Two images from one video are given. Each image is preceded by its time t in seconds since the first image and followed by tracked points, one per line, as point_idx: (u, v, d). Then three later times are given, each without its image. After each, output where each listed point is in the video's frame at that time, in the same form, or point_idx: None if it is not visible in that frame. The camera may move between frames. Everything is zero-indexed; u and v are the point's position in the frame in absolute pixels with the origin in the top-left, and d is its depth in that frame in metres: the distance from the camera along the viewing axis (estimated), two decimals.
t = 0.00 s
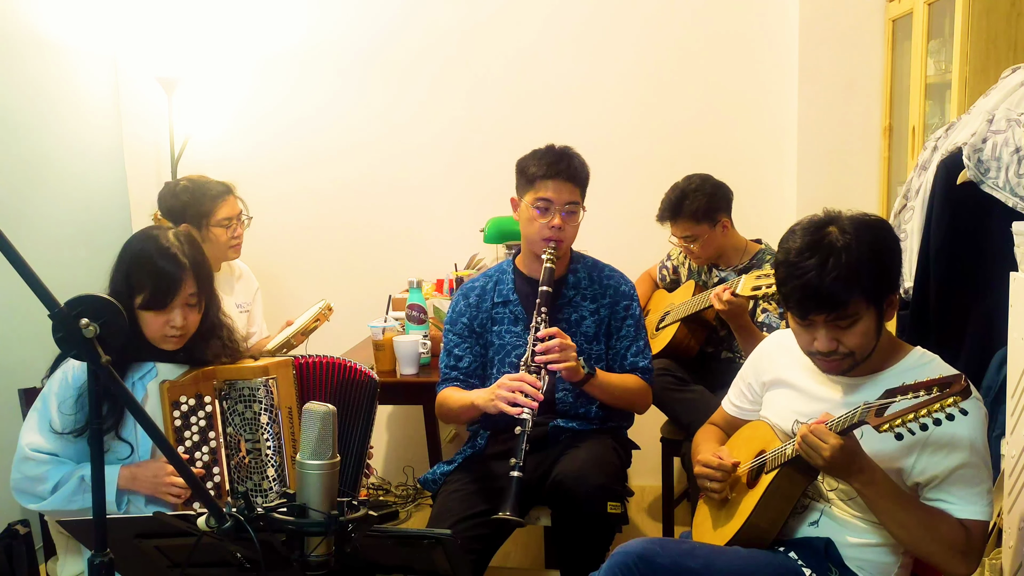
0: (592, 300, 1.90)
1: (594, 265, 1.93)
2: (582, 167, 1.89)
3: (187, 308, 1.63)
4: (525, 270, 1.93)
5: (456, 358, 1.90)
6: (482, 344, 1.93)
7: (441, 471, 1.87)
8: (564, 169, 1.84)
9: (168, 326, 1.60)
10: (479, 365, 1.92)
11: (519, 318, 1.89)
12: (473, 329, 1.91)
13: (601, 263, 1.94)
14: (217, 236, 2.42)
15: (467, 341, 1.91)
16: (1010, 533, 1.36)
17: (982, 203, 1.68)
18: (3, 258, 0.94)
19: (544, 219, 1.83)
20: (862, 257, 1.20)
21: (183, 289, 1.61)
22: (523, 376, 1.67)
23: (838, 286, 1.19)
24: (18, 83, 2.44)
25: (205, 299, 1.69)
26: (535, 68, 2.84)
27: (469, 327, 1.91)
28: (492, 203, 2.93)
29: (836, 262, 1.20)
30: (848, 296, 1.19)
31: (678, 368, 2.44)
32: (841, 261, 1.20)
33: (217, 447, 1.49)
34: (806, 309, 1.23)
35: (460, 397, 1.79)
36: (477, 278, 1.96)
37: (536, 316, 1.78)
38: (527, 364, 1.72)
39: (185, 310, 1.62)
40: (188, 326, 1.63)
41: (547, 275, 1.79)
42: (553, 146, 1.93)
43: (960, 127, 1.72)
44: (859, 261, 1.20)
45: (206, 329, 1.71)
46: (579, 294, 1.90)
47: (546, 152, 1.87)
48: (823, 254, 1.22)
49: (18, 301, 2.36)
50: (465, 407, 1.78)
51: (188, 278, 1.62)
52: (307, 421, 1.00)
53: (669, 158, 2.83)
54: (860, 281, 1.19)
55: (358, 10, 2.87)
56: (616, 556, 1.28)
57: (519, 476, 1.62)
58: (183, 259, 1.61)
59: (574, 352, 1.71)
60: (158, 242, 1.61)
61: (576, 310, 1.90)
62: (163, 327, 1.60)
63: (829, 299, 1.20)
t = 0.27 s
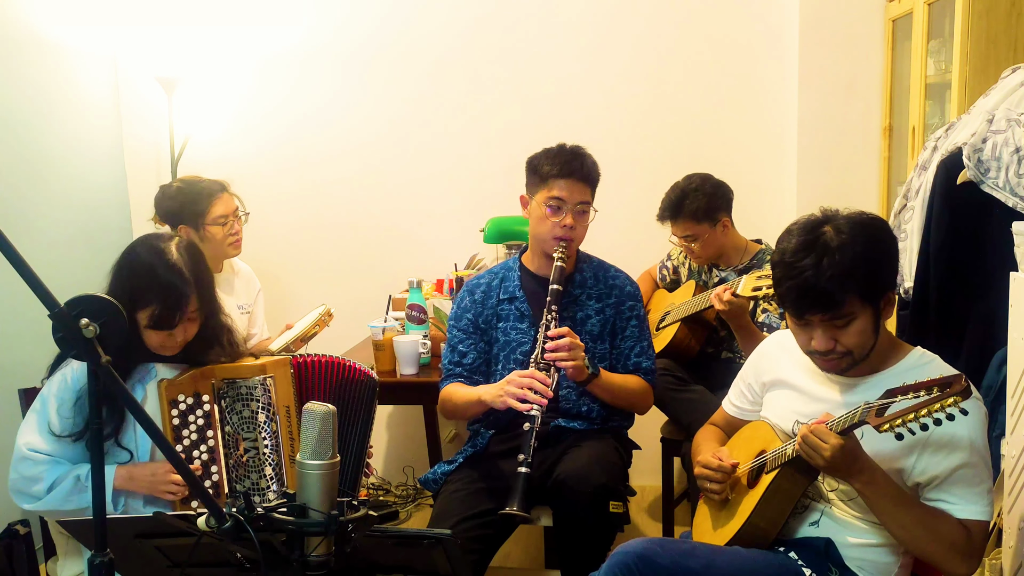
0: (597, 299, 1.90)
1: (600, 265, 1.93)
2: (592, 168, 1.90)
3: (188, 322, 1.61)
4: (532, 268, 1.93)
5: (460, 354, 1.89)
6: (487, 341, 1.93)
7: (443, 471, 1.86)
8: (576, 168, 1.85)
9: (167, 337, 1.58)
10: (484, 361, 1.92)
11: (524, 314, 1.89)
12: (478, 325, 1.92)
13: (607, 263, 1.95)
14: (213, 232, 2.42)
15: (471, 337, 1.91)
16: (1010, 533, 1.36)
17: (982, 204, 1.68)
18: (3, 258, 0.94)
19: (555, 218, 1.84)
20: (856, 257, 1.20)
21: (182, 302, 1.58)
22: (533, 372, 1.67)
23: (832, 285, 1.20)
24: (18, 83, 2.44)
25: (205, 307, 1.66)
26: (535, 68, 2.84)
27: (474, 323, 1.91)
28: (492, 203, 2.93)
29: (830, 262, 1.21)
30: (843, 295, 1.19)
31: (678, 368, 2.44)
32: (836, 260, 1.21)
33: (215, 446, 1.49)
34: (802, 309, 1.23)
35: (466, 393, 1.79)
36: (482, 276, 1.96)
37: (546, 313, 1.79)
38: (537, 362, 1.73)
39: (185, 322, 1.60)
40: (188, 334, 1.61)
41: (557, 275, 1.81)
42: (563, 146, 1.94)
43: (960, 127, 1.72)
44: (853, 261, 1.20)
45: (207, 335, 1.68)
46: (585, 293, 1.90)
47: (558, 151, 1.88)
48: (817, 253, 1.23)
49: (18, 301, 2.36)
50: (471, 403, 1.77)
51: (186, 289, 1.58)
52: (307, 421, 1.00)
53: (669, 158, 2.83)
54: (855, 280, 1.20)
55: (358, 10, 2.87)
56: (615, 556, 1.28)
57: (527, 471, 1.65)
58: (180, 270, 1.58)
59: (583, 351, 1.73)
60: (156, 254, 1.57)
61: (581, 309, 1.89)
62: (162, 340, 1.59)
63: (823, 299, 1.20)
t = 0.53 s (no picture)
0: (602, 299, 1.90)
1: (604, 265, 1.93)
2: (601, 169, 1.91)
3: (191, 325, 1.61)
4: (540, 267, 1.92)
5: (464, 351, 1.89)
6: (491, 337, 1.93)
7: (443, 470, 1.87)
8: (586, 167, 1.85)
9: (168, 340, 1.58)
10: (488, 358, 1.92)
11: (529, 312, 1.89)
12: (483, 322, 1.91)
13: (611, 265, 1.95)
14: (211, 231, 2.42)
15: (476, 333, 1.90)
16: (1011, 533, 1.36)
17: (982, 204, 1.68)
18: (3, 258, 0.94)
19: (564, 217, 1.84)
20: (842, 257, 1.20)
21: (180, 306, 1.57)
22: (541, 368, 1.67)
23: (817, 287, 1.20)
24: (17, 83, 2.44)
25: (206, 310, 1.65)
26: (535, 69, 2.84)
27: (479, 320, 1.91)
28: (492, 203, 2.93)
29: (816, 264, 1.21)
30: (829, 295, 1.20)
31: (678, 368, 2.44)
32: (820, 261, 1.21)
33: (215, 446, 1.49)
34: (791, 310, 1.24)
35: (470, 388, 1.79)
36: (487, 273, 1.96)
37: (555, 310, 1.79)
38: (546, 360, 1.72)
39: (186, 325, 1.59)
40: (189, 337, 1.61)
41: (567, 273, 1.81)
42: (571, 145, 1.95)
43: (960, 127, 1.72)
44: (839, 262, 1.20)
45: (209, 338, 1.67)
46: (590, 292, 1.90)
47: (568, 150, 1.89)
48: (803, 255, 1.23)
49: (18, 302, 2.36)
50: (475, 398, 1.78)
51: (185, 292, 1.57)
52: (307, 421, 1.00)
53: (669, 158, 2.83)
54: (841, 280, 1.20)
55: (357, 10, 2.87)
56: (616, 556, 1.28)
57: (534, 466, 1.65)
58: (180, 274, 1.57)
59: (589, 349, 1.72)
60: (155, 259, 1.57)
61: (585, 308, 1.89)
62: (165, 343, 1.59)
63: (810, 300, 1.21)
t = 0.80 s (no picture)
0: (603, 299, 1.90)
1: (606, 265, 1.93)
2: (604, 168, 1.91)
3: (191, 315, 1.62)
4: (542, 266, 1.93)
5: (465, 349, 1.90)
6: (492, 336, 1.92)
7: (443, 470, 1.87)
8: (590, 166, 1.86)
9: (170, 331, 1.59)
10: (489, 356, 1.92)
11: (530, 311, 1.89)
12: (484, 320, 1.91)
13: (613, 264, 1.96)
14: (211, 229, 2.42)
15: (477, 332, 1.90)
16: (1011, 533, 1.36)
17: (982, 204, 1.68)
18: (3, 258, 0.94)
19: (565, 215, 1.84)
20: (832, 257, 1.20)
21: (184, 299, 1.58)
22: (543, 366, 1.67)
23: (807, 287, 1.20)
24: (17, 83, 2.44)
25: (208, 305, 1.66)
26: (535, 69, 2.84)
27: (480, 318, 1.90)
28: (492, 203, 2.93)
29: (806, 264, 1.21)
30: (818, 295, 1.20)
31: (678, 368, 2.43)
32: (810, 260, 1.21)
33: (213, 446, 1.49)
34: (782, 309, 1.24)
35: (471, 387, 1.79)
36: (488, 273, 1.96)
37: (557, 309, 1.78)
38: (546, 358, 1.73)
39: (188, 317, 1.60)
40: (189, 329, 1.62)
41: (568, 271, 1.80)
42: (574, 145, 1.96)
43: (960, 127, 1.72)
44: (829, 262, 1.20)
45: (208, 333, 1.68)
46: (592, 291, 1.90)
47: (573, 148, 1.89)
48: (794, 254, 1.23)
49: (18, 301, 2.36)
50: (477, 395, 1.78)
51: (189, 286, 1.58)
52: (307, 421, 1.00)
53: (669, 157, 2.83)
54: (831, 280, 1.20)
55: (357, 10, 2.87)
56: (616, 556, 1.28)
57: (535, 463, 1.65)
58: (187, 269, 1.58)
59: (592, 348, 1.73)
60: (162, 252, 1.57)
61: (587, 307, 1.89)
62: (167, 333, 1.59)
63: (800, 300, 1.21)
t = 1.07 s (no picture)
0: (603, 298, 1.90)
1: (607, 265, 1.94)
2: (602, 167, 1.91)
3: (184, 286, 1.63)
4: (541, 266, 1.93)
5: (465, 349, 1.90)
6: (492, 336, 1.92)
7: (444, 470, 1.87)
8: (590, 165, 1.86)
9: (170, 305, 1.60)
10: (489, 356, 1.92)
11: (530, 310, 1.89)
12: (484, 320, 1.91)
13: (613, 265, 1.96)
14: (212, 228, 2.42)
15: (477, 332, 1.90)
16: (1010, 533, 1.36)
17: (982, 205, 1.68)
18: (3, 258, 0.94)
19: (563, 215, 1.84)
20: (832, 258, 1.20)
21: (175, 265, 1.61)
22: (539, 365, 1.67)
23: (808, 287, 1.20)
24: (17, 84, 2.44)
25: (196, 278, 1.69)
26: (535, 69, 2.84)
27: (480, 317, 1.91)
28: (492, 203, 2.93)
29: (806, 264, 1.21)
30: (819, 295, 1.20)
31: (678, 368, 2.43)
32: (812, 260, 1.21)
33: (212, 446, 1.49)
34: (783, 309, 1.24)
35: (471, 387, 1.79)
36: (489, 272, 1.96)
37: (552, 309, 1.78)
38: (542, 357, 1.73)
39: (183, 287, 1.63)
40: (188, 304, 1.64)
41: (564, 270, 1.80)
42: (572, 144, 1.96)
43: (960, 126, 1.72)
44: (829, 263, 1.20)
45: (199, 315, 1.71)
46: (592, 291, 1.90)
47: (574, 147, 1.89)
48: (795, 254, 1.23)
49: (19, 301, 2.36)
50: (476, 395, 1.78)
51: (177, 254, 1.62)
52: (307, 420, 1.00)
53: (669, 157, 2.83)
54: (832, 280, 1.20)
55: (357, 10, 2.87)
56: (615, 556, 1.28)
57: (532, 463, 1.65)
58: (174, 241, 1.62)
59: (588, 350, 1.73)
60: (143, 229, 1.61)
61: (587, 307, 1.90)
62: (163, 308, 1.60)
63: (800, 300, 1.21)
